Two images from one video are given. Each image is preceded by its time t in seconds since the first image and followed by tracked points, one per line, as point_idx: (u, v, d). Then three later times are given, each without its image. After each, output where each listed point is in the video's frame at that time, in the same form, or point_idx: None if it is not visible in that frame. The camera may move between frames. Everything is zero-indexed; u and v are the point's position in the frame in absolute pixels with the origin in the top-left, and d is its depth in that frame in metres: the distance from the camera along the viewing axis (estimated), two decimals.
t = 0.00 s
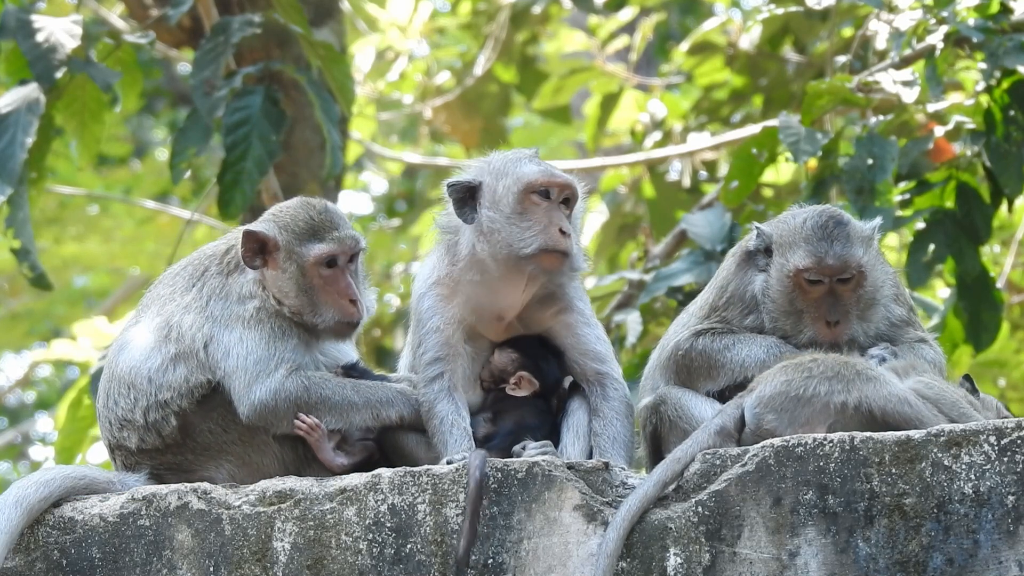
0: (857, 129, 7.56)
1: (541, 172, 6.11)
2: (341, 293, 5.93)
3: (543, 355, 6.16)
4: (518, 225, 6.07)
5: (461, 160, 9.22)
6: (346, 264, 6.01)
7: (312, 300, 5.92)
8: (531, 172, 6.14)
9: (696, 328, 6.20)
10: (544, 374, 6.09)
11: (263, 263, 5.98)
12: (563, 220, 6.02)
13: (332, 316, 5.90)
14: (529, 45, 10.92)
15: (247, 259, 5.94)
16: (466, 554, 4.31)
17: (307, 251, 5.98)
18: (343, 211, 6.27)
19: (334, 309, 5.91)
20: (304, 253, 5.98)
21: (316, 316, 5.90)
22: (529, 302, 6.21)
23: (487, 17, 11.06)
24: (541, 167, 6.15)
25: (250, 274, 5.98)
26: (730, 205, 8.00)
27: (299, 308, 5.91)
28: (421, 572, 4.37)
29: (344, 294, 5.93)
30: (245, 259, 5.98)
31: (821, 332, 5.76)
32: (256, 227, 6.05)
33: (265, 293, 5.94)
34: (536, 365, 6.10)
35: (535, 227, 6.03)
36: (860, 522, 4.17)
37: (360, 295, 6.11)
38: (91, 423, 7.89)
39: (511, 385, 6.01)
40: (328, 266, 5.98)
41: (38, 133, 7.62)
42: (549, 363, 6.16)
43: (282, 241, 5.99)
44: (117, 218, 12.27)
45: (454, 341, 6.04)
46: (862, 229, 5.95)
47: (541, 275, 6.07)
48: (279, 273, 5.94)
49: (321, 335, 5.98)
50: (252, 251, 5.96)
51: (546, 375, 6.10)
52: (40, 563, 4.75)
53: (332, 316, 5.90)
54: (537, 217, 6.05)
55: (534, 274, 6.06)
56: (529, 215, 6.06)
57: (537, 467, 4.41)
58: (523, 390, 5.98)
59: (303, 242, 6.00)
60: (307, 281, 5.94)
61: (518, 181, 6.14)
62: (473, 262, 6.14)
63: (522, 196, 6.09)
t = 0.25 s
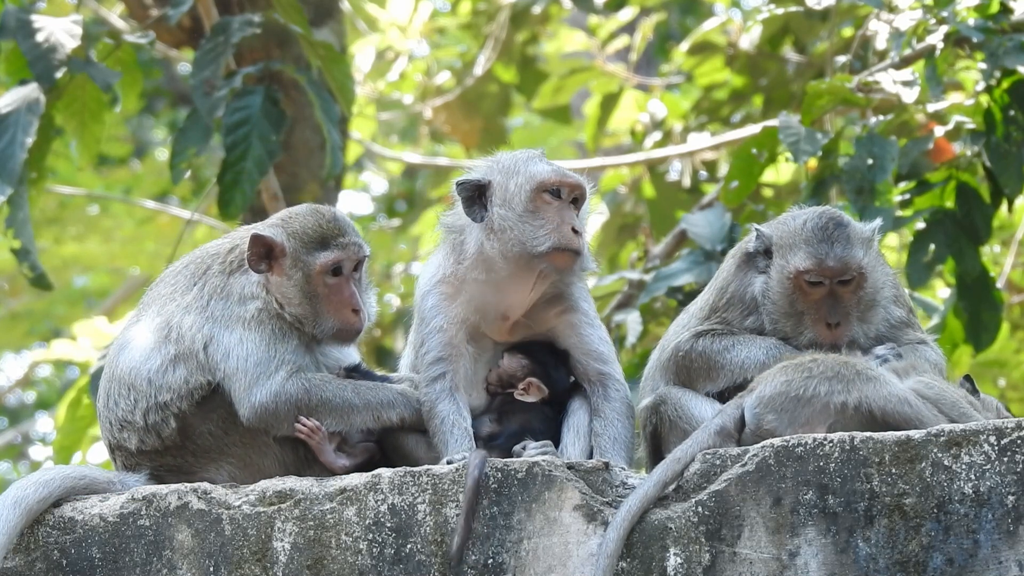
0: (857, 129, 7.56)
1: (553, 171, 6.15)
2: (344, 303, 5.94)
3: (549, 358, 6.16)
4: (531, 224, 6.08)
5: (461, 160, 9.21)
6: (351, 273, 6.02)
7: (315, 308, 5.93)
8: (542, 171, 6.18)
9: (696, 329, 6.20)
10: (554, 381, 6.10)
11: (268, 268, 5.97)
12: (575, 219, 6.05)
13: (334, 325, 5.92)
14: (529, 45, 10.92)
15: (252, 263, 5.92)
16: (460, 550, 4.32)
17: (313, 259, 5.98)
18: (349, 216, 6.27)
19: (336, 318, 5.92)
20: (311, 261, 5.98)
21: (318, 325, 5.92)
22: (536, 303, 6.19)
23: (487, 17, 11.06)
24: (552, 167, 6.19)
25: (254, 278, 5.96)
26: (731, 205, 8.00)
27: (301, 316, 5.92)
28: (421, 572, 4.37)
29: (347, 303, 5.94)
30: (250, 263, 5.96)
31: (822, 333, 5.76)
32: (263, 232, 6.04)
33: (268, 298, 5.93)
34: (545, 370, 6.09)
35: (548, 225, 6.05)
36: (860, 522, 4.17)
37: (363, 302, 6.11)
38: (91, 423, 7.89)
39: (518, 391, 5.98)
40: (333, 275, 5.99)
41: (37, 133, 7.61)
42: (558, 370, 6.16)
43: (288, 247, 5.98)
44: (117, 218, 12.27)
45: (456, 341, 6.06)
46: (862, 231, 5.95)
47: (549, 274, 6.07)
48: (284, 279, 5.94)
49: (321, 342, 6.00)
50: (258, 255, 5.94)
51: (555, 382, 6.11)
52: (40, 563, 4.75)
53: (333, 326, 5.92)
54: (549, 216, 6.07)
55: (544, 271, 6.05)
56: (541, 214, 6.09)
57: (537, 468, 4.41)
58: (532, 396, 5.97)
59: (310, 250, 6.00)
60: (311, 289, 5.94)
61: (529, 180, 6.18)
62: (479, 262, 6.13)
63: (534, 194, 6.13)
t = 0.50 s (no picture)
0: (857, 129, 7.56)
1: (554, 172, 6.16)
2: (344, 304, 5.94)
3: (549, 360, 6.17)
4: (531, 225, 6.09)
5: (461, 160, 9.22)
6: (351, 274, 6.03)
7: (314, 309, 5.94)
8: (543, 172, 6.18)
9: (697, 329, 6.20)
10: (554, 383, 6.11)
11: (268, 268, 5.97)
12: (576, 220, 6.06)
13: (334, 326, 5.93)
14: (529, 45, 10.92)
15: (252, 264, 5.93)
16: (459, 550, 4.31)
17: (313, 260, 5.99)
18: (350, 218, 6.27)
19: (336, 319, 5.93)
20: (311, 262, 5.99)
21: (318, 325, 5.93)
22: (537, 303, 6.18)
23: (486, 17, 11.06)
24: (552, 168, 6.19)
25: (254, 279, 5.97)
26: (730, 205, 8.00)
27: (301, 317, 5.93)
28: (421, 572, 4.37)
29: (347, 304, 5.94)
30: (249, 263, 5.97)
31: (823, 334, 5.77)
32: (264, 233, 6.05)
33: (268, 298, 5.93)
34: (545, 373, 6.10)
35: (548, 226, 6.05)
36: (859, 522, 4.17)
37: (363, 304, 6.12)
38: (91, 423, 7.89)
39: (519, 393, 5.99)
40: (333, 276, 5.99)
41: (38, 133, 7.61)
42: (558, 372, 6.17)
43: (288, 248, 5.99)
44: (117, 218, 12.26)
45: (457, 341, 6.06)
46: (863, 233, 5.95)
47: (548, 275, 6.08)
48: (284, 280, 5.95)
49: (320, 343, 6.01)
50: (258, 256, 5.95)
51: (555, 384, 6.11)
52: (40, 563, 4.75)
53: (331, 326, 5.93)
54: (549, 217, 6.08)
55: (543, 272, 6.06)
56: (541, 215, 6.09)
57: (537, 467, 4.41)
58: (532, 398, 5.97)
59: (311, 251, 6.01)
60: (311, 290, 5.95)
61: (530, 180, 6.18)
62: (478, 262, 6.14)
63: (534, 195, 6.13)
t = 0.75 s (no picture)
0: (857, 129, 7.56)
1: (556, 175, 6.15)
2: (344, 305, 5.94)
3: (553, 362, 6.15)
4: (532, 227, 6.08)
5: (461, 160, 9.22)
6: (351, 275, 6.03)
7: (314, 310, 5.93)
8: (545, 174, 6.17)
9: (697, 329, 6.21)
10: (559, 387, 6.08)
11: (268, 269, 5.98)
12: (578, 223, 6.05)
13: (334, 326, 5.93)
14: (529, 45, 10.92)
15: (253, 265, 5.93)
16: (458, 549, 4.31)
17: (313, 261, 5.99)
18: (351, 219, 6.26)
19: (337, 319, 5.92)
20: (311, 262, 5.99)
21: (318, 325, 5.93)
22: (539, 304, 6.17)
23: (486, 17, 11.06)
24: (555, 171, 6.18)
25: (255, 279, 5.97)
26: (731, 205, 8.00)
27: (301, 317, 5.93)
28: (421, 572, 4.37)
29: (347, 305, 5.94)
30: (250, 264, 5.97)
31: (824, 335, 5.77)
32: (264, 234, 6.05)
33: (268, 299, 5.94)
34: (549, 376, 6.08)
35: (549, 229, 6.05)
36: (860, 522, 4.17)
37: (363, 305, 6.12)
38: (91, 423, 7.89)
39: (523, 396, 5.98)
40: (334, 276, 5.99)
41: (38, 133, 7.61)
42: (563, 375, 6.14)
43: (289, 249, 5.99)
44: (117, 218, 12.26)
45: (458, 342, 6.06)
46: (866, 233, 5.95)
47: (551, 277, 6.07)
48: (284, 281, 5.95)
49: (320, 343, 6.01)
50: (258, 257, 5.96)
51: (560, 388, 6.09)
52: (40, 563, 4.75)
53: (331, 326, 5.93)
54: (550, 220, 6.07)
55: (545, 275, 6.05)
56: (543, 217, 6.09)
57: (537, 467, 4.41)
58: (536, 400, 5.97)
59: (311, 252, 6.01)
60: (311, 291, 5.95)
61: (532, 183, 6.17)
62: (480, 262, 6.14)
63: (536, 198, 6.12)
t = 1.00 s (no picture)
0: (857, 129, 7.57)
1: (557, 176, 6.14)
2: (340, 297, 5.95)
3: (555, 365, 6.14)
4: (532, 228, 6.07)
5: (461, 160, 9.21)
6: (345, 268, 6.04)
7: (312, 305, 5.94)
8: (546, 176, 6.17)
9: (697, 329, 6.21)
10: (561, 389, 6.08)
11: (261, 270, 5.98)
12: (578, 223, 6.04)
13: (333, 320, 5.93)
14: (529, 45, 10.92)
15: (244, 266, 5.94)
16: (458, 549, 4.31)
17: (304, 258, 5.99)
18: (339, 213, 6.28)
19: (334, 313, 5.93)
20: (301, 260, 6.00)
21: (316, 320, 5.93)
22: (540, 304, 6.17)
23: (486, 17, 11.06)
24: (556, 172, 6.18)
25: (248, 281, 5.97)
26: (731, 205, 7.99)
27: (299, 313, 5.93)
28: (421, 572, 4.37)
29: (342, 297, 5.95)
30: (241, 266, 5.98)
31: (829, 335, 5.76)
32: (252, 235, 6.05)
33: (263, 297, 5.94)
34: (551, 379, 6.07)
35: (549, 230, 6.04)
36: (860, 522, 4.17)
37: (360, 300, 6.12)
38: (91, 423, 7.89)
39: (525, 398, 5.97)
40: (326, 271, 6.00)
41: (38, 133, 7.61)
42: (565, 378, 6.13)
43: (278, 249, 5.99)
44: (117, 218, 12.26)
45: (459, 342, 6.07)
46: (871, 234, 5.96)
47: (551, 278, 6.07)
48: (277, 279, 5.96)
49: (321, 338, 6.01)
50: (248, 259, 5.96)
51: (562, 390, 6.09)
52: (40, 563, 4.75)
53: (332, 319, 5.93)
54: (551, 221, 6.06)
55: (545, 276, 6.05)
56: (543, 218, 6.07)
57: (537, 468, 4.41)
58: (538, 403, 5.96)
59: (301, 249, 6.02)
60: (306, 287, 5.95)
61: (532, 184, 6.17)
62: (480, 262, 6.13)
63: (536, 199, 6.11)
